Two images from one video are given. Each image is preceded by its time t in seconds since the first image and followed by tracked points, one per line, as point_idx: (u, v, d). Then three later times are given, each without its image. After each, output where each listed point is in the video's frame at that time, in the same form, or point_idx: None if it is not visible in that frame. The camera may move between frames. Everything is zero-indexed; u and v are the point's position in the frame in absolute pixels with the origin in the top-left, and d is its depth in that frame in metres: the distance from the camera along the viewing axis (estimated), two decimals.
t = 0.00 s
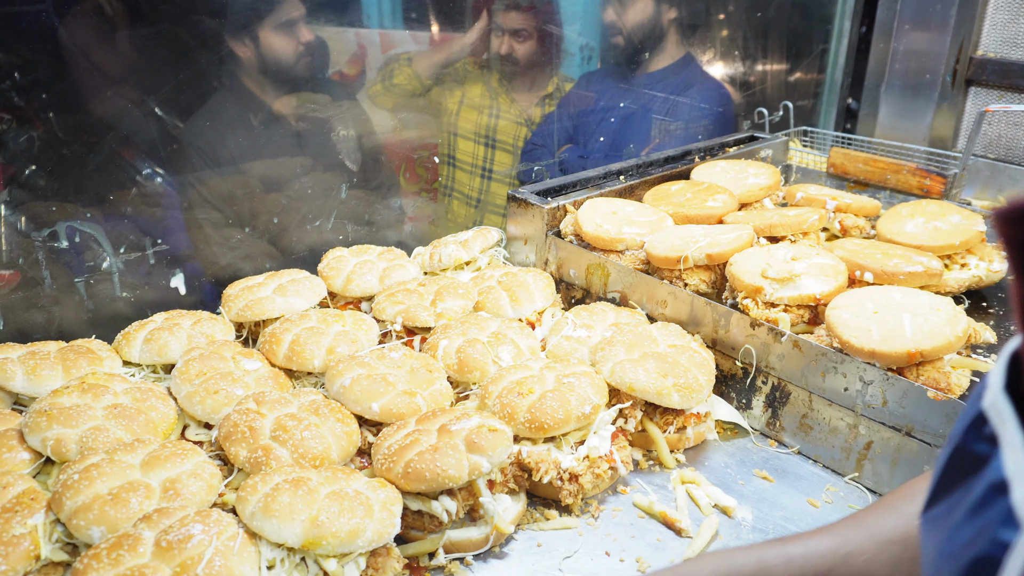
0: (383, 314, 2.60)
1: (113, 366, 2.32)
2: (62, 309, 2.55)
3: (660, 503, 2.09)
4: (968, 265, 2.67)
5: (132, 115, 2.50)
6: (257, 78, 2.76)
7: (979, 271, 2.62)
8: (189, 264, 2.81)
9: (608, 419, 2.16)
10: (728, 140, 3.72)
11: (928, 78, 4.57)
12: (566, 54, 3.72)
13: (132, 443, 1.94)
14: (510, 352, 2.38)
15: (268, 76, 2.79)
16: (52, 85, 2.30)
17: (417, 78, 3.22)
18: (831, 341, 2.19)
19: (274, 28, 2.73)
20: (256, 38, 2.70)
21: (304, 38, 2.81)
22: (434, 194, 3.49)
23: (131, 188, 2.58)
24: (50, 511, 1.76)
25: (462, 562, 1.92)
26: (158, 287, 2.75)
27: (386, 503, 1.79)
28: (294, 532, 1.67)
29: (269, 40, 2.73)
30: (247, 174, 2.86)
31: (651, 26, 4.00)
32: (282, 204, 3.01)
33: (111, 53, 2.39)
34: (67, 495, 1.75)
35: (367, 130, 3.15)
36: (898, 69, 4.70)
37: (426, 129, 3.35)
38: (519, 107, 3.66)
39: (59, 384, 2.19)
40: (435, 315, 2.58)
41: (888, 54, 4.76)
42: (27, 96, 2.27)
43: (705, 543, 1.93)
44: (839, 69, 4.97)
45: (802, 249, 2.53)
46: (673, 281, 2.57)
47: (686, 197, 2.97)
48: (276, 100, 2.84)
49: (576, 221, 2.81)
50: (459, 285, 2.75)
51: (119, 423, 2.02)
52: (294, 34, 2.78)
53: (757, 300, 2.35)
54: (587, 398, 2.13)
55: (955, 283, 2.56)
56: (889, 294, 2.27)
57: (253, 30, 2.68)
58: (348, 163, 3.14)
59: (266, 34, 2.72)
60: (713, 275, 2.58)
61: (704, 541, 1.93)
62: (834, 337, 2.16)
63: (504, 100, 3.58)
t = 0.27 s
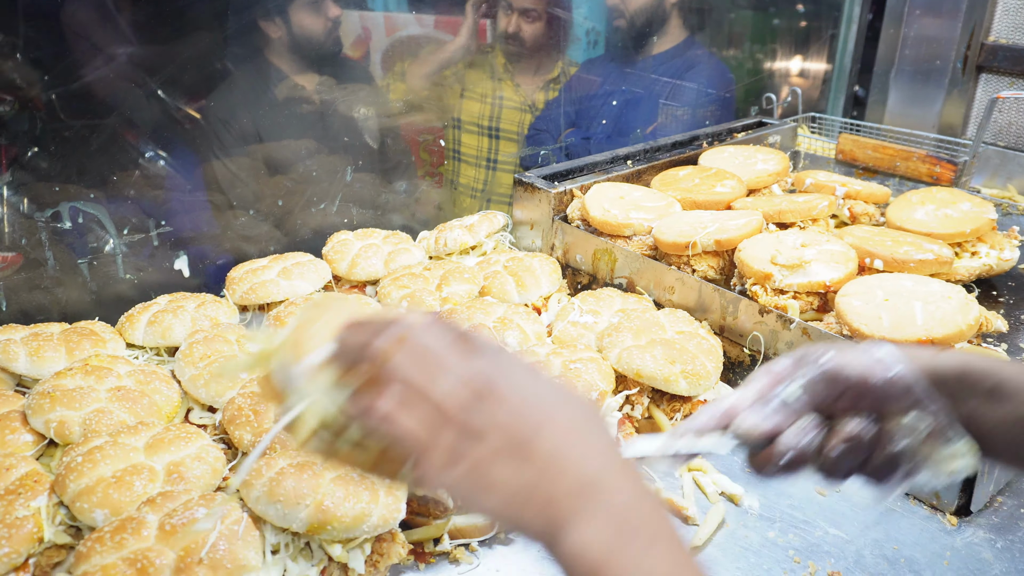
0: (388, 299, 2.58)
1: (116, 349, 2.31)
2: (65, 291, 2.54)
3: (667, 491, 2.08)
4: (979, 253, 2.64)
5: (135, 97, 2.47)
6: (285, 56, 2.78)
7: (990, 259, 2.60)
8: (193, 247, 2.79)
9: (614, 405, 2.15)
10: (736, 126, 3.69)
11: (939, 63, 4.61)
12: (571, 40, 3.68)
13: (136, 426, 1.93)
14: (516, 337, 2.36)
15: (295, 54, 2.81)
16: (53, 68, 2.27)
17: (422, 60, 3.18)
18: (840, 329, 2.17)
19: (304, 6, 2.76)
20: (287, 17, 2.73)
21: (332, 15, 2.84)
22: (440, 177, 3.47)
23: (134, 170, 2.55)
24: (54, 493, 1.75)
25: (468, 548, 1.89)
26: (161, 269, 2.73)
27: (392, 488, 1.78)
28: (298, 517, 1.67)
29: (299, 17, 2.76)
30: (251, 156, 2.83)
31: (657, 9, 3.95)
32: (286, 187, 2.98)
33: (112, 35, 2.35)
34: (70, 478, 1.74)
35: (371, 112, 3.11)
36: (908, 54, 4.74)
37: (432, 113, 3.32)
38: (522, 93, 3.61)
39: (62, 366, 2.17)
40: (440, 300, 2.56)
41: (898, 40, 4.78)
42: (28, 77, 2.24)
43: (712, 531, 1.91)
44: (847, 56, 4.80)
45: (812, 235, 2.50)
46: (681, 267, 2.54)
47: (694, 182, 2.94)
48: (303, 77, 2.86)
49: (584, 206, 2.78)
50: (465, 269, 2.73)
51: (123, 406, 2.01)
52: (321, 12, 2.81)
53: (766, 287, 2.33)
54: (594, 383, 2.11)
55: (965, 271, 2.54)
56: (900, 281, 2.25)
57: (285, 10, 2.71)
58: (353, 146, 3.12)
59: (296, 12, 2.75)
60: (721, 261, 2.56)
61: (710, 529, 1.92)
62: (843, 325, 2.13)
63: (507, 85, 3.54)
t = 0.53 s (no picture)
0: (372, 298, 2.56)
1: (96, 349, 2.28)
2: (44, 290, 2.51)
3: (651, 491, 2.07)
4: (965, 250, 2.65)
5: (119, 91, 2.44)
6: (285, 45, 2.78)
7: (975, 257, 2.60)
8: (175, 245, 2.76)
9: (599, 406, 2.13)
10: (724, 123, 3.68)
11: (925, 60, 4.49)
12: (559, 34, 3.65)
13: (115, 428, 1.90)
14: (500, 337, 2.35)
15: (295, 43, 2.80)
16: (36, 59, 2.25)
17: (408, 55, 3.15)
18: (826, 329, 2.15)
19: None
20: (290, 6, 2.74)
21: (334, 4, 2.84)
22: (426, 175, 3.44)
23: (116, 166, 2.52)
24: (31, 498, 1.73)
25: (450, 550, 1.90)
26: (142, 268, 2.70)
27: (374, 491, 1.76)
28: (279, 521, 1.64)
29: (301, 7, 2.76)
30: (235, 153, 2.81)
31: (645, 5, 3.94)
32: (271, 184, 2.95)
33: (97, 28, 2.33)
34: (48, 482, 1.71)
35: (357, 109, 3.09)
36: (896, 51, 4.65)
37: (418, 109, 3.30)
38: (511, 88, 3.57)
39: (41, 367, 2.15)
40: (425, 299, 2.55)
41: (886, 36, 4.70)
42: (8, 70, 2.21)
43: (696, 532, 1.91)
44: (834, 52, 4.93)
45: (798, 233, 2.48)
46: (666, 266, 2.54)
47: (681, 180, 2.94)
48: (303, 66, 2.86)
49: (570, 204, 2.77)
50: (450, 268, 2.71)
51: (102, 408, 1.98)
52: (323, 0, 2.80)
53: (751, 286, 2.31)
54: (578, 384, 2.10)
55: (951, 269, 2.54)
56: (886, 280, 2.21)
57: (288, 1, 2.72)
58: (338, 143, 3.09)
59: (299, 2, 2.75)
60: (706, 260, 2.55)
61: (693, 530, 1.92)
62: (828, 325, 2.12)
63: (496, 80, 3.50)
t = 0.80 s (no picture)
0: (348, 311, 2.55)
1: (67, 366, 2.26)
2: (14, 306, 2.47)
3: (627, 503, 2.07)
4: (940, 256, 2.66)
5: (100, 100, 2.42)
6: (268, 49, 2.77)
7: (950, 263, 2.62)
8: (149, 259, 2.73)
9: (575, 417, 2.13)
10: (702, 130, 3.69)
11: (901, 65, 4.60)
12: (541, 40, 3.66)
13: (84, 447, 1.88)
14: (476, 349, 2.34)
15: (277, 49, 2.80)
16: (13, 68, 2.22)
17: (386, 64, 3.14)
18: (800, 336, 2.16)
19: (288, 0, 2.75)
20: (272, 12, 2.73)
21: (316, 12, 2.84)
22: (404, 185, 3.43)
23: (91, 178, 2.49)
24: None
25: (424, 566, 1.89)
26: (115, 282, 2.67)
27: (346, 508, 1.75)
28: (249, 540, 1.63)
29: (282, 12, 2.76)
30: (211, 164, 2.79)
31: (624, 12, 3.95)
32: (246, 196, 2.93)
33: (77, 36, 2.31)
34: (15, 503, 1.69)
35: (334, 119, 3.07)
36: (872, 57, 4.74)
37: (397, 118, 3.28)
38: (493, 96, 3.59)
39: (10, 385, 2.12)
40: (401, 311, 2.54)
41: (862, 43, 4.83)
42: None
43: (671, 543, 1.91)
44: (813, 56, 5.01)
45: (773, 241, 2.49)
46: (643, 275, 2.54)
47: (658, 188, 2.94)
48: (286, 73, 2.86)
49: (547, 214, 2.76)
50: (426, 279, 2.70)
51: (71, 426, 1.96)
52: (306, 7, 2.80)
53: (727, 294, 2.31)
54: (554, 395, 2.09)
55: (925, 274, 2.57)
56: (859, 287, 2.22)
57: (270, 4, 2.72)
58: (315, 154, 3.08)
59: (279, 7, 2.74)
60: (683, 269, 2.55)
61: (669, 542, 1.91)
62: (802, 333, 2.12)
63: (478, 86, 3.51)
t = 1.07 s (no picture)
0: (330, 316, 2.53)
1: (45, 375, 2.23)
2: None
3: (610, 509, 2.06)
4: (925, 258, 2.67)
5: (87, 105, 2.41)
6: (243, 51, 2.74)
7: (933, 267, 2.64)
8: (130, 265, 2.71)
9: (557, 422, 2.12)
10: (688, 132, 3.68)
11: (886, 67, 4.57)
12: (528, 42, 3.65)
13: (60, 457, 1.85)
14: (459, 354, 2.33)
15: (255, 51, 2.77)
16: None
17: (372, 67, 3.12)
18: (783, 340, 2.15)
19: (261, 3, 2.71)
20: (245, 13, 2.68)
21: (292, 16, 2.80)
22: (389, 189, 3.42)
23: (72, 183, 2.47)
24: None
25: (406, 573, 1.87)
26: (96, 289, 2.65)
27: (324, 516, 1.74)
28: (225, 550, 1.61)
29: (256, 14, 2.72)
30: (194, 169, 2.76)
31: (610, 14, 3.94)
32: (229, 200, 2.91)
33: (63, 40, 2.30)
34: None
35: (318, 123, 3.06)
36: (857, 58, 4.71)
37: (382, 122, 3.27)
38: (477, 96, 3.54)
39: None
40: (384, 316, 2.52)
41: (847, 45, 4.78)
42: None
43: (654, 549, 1.90)
44: (799, 57, 5.03)
45: (757, 244, 2.48)
46: (626, 279, 2.53)
47: (642, 191, 2.93)
48: (266, 75, 2.83)
49: (530, 217, 2.75)
50: (410, 283, 2.69)
51: (48, 436, 1.94)
52: (281, 11, 2.76)
53: (710, 298, 2.31)
54: (536, 401, 2.08)
55: (907, 274, 2.60)
56: (842, 290, 2.23)
57: (242, 6, 2.67)
58: (298, 159, 3.06)
59: (253, 9, 2.70)
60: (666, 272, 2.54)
61: (651, 547, 1.90)
62: (785, 336, 2.12)
63: (462, 89, 3.48)
